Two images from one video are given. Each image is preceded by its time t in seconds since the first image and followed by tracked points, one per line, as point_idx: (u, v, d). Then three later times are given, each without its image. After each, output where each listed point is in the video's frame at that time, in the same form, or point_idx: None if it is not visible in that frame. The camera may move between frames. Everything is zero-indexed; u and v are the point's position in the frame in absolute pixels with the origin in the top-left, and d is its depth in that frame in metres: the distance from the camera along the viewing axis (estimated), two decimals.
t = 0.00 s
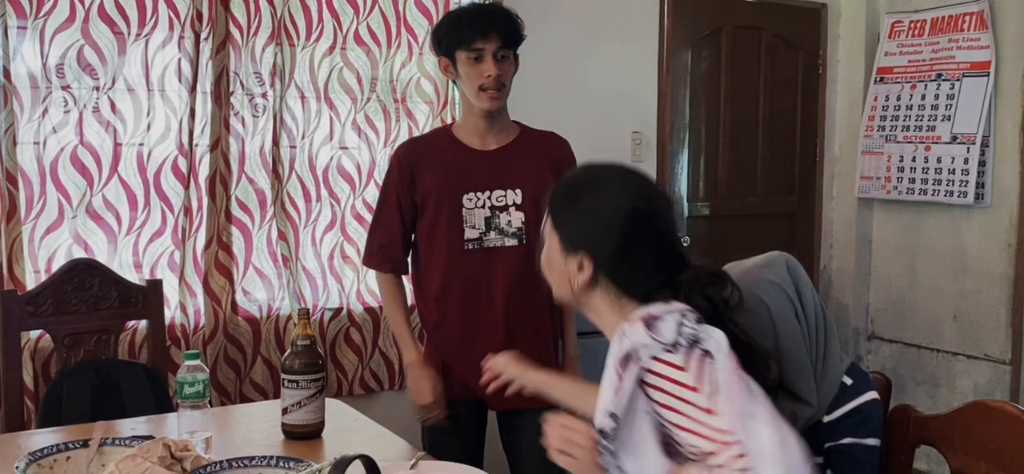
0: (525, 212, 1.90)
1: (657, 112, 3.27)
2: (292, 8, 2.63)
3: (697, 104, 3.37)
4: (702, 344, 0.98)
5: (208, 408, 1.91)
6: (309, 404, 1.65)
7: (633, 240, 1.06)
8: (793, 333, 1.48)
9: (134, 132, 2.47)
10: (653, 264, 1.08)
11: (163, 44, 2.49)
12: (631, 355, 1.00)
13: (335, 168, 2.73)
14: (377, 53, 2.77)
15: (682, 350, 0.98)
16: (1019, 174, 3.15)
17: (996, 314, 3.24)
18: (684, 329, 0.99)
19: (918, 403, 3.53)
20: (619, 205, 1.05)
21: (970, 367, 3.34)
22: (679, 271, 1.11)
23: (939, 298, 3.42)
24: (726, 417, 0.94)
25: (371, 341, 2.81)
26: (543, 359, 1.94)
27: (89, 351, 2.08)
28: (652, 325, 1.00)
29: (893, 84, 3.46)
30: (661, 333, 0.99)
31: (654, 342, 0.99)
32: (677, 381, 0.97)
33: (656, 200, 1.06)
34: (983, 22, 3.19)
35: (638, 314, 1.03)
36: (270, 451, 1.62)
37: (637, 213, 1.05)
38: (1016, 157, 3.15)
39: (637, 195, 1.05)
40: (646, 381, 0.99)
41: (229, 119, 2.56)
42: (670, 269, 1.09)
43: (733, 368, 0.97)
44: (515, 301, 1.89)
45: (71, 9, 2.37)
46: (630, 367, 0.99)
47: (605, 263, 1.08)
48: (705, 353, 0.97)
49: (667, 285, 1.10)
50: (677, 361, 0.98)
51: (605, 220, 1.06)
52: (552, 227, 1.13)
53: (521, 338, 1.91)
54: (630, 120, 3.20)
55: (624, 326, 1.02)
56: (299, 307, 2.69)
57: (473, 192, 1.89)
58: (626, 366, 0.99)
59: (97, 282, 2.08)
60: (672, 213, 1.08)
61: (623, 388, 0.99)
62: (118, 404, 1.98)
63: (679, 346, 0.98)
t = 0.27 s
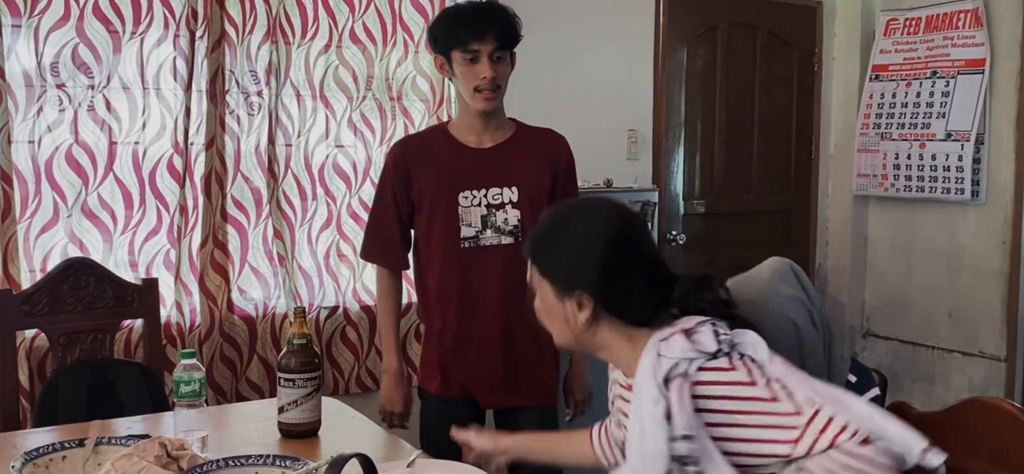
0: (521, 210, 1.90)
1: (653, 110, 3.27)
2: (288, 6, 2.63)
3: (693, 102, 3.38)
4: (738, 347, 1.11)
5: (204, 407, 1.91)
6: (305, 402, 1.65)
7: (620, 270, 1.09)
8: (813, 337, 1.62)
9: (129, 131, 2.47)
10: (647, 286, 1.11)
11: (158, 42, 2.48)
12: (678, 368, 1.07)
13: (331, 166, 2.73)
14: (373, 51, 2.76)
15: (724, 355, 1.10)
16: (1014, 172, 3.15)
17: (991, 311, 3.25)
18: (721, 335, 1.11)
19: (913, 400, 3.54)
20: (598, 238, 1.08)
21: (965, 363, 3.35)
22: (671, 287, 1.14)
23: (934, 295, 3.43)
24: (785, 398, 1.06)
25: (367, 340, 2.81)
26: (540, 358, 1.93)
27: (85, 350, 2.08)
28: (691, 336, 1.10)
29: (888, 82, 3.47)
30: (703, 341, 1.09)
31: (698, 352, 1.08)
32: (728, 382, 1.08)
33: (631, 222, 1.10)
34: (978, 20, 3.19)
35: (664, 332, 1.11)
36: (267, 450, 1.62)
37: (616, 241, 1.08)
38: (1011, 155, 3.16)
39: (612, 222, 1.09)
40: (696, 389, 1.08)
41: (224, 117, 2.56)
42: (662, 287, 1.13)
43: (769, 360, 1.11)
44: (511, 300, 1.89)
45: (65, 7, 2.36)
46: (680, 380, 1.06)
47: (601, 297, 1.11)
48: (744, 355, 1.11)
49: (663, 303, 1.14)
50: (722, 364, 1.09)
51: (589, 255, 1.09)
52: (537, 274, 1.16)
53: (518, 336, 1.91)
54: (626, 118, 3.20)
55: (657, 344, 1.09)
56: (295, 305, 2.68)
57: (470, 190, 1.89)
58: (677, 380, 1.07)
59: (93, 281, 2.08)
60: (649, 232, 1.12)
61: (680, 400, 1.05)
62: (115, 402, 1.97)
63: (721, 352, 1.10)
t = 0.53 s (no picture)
0: (514, 209, 1.89)
1: (647, 107, 3.28)
2: (281, 4, 2.62)
3: (687, 100, 3.38)
4: (756, 334, 1.16)
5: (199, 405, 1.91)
6: (300, 401, 1.65)
7: (616, 277, 1.13)
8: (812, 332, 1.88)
9: (122, 129, 2.47)
10: (642, 291, 1.15)
11: (151, 40, 2.48)
12: (704, 357, 1.10)
13: (325, 164, 2.73)
14: (367, 49, 2.76)
15: (745, 341, 1.14)
16: (1007, 169, 3.17)
17: (984, 307, 3.27)
18: (738, 323, 1.15)
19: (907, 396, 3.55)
20: (591, 247, 1.12)
21: (958, 360, 3.36)
22: (666, 292, 1.18)
23: (927, 292, 3.44)
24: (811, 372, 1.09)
25: (362, 338, 2.80)
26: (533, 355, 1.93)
27: (79, 349, 2.07)
28: (711, 327, 1.14)
29: (881, 80, 3.48)
30: (724, 329, 1.13)
31: (720, 341, 1.12)
32: (756, 364, 1.11)
33: (619, 232, 1.14)
34: (971, 17, 3.20)
35: (683, 328, 1.15)
36: (262, 448, 1.62)
37: (609, 248, 1.12)
38: (1004, 151, 3.17)
39: (602, 232, 1.13)
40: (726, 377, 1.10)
41: (218, 115, 2.55)
42: (656, 292, 1.17)
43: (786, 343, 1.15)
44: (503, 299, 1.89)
45: (57, 5, 2.36)
46: (709, 368, 1.09)
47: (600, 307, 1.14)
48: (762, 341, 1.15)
49: (659, 303, 1.17)
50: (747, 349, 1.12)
51: (585, 266, 1.13)
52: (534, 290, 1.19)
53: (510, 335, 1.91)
54: (620, 115, 3.21)
55: (679, 338, 1.13)
56: (289, 303, 2.68)
57: (462, 188, 1.89)
58: (705, 369, 1.09)
59: (87, 280, 2.07)
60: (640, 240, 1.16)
61: (711, 387, 1.08)
62: (109, 401, 1.97)
63: (742, 338, 1.14)
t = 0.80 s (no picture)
0: (503, 209, 1.89)
1: (640, 104, 3.28)
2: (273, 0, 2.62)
3: (680, 97, 3.38)
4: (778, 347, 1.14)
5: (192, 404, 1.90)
6: (293, 399, 1.65)
7: (618, 286, 1.12)
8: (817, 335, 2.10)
9: (114, 127, 2.46)
10: (648, 300, 1.14)
11: (142, 37, 2.47)
12: (727, 367, 1.09)
13: (318, 162, 2.72)
14: (360, 46, 2.75)
15: (769, 351, 1.12)
16: (998, 165, 3.17)
17: (976, 303, 3.28)
18: (761, 333, 1.14)
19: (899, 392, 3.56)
20: (586, 261, 1.13)
21: (950, 356, 3.37)
22: (673, 300, 1.16)
23: (919, 288, 3.45)
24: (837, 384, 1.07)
25: (355, 336, 2.80)
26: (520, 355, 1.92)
27: (71, 348, 2.06)
28: (732, 337, 1.12)
29: (874, 77, 3.48)
30: (745, 339, 1.12)
31: (741, 351, 1.11)
32: (781, 375, 1.09)
33: (613, 244, 1.15)
34: (963, 14, 3.20)
35: (705, 338, 1.14)
36: (255, 446, 1.61)
37: (605, 259, 1.13)
38: (995, 148, 3.18)
39: (596, 246, 1.14)
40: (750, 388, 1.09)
41: (210, 113, 2.55)
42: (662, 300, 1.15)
43: (811, 356, 1.13)
44: (491, 298, 1.89)
45: (48, 2, 2.35)
46: (731, 378, 1.08)
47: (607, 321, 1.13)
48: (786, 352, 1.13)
49: (666, 313, 1.16)
50: (770, 359, 1.11)
51: (585, 280, 1.13)
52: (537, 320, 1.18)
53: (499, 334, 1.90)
54: (613, 112, 3.21)
55: (700, 348, 1.12)
56: (282, 301, 2.67)
57: (452, 187, 1.88)
58: (727, 379, 1.09)
59: (78, 278, 2.06)
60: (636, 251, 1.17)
61: (732, 398, 1.07)
62: (101, 400, 1.97)
63: (763, 349, 1.12)
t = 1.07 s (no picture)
0: (493, 209, 1.87)
1: (632, 101, 3.28)
2: None
3: (671, 95, 3.39)
4: (793, 378, 1.14)
5: (183, 402, 1.90)
6: (283, 397, 1.65)
7: (618, 308, 1.15)
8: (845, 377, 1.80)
9: (104, 123, 2.45)
10: (645, 323, 1.16)
11: (132, 34, 2.46)
12: (742, 400, 1.11)
13: (309, 159, 2.71)
14: (351, 42, 2.75)
15: (785, 385, 1.13)
16: (988, 161, 3.18)
17: (966, 299, 3.29)
18: (778, 365, 1.13)
19: (889, 388, 3.57)
20: (582, 289, 1.15)
21: (940, 351, 3.38)
22: (673, 316, 1.19)
23: (909, 284, 3.46)
24: (849, 430, 1.10)
25: (347, 333, 2.79)
26: (506, 357, 1.90)
27: (61, 346, 2.05)
28: (749, 369, 1.12)
29: (865, 73, 3.46)
30: (763, 372, 1.12)
31: (758, 384, 1.11)
32: (794, 413, 1.11)
33: (608, 271, 1.18)
34: (953, 10, 3.20)
35: (721, 365, 1.14)
36: (245, 444, 1.61)
37: (600, 287, 1.15)
38: (984, 144, 3.19)
39: (591, 274, 1.17)
40: (762, 422, 1.11)
41: (200, 109, 2.54)
42: (660, 324, 1.17)
43: (824, 391, 1.15)
44: (478, 299, 1.88)
45: None
46: (746, 413, 1.10)
47: (605, 346, 1.15)
48: (801, 385, 1.14)
49: (669, 330, 1.18)
50: (785, 394, 1.12)
51: (581, 307, 1.15)
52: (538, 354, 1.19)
53: (486, 336, 1.89)
54: (605, 110, 3.21)
55: (715, 378, 1.13)
56: (273, 299, 2.66)
57: (441, 186, 1.88)
58: (741, 413, 1.11)
59: (68, 276, 2.06)
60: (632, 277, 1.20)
61: (745, 433, 1.10)
62: (92, 398, 1.96)
63: (780, 382, 1.12)
